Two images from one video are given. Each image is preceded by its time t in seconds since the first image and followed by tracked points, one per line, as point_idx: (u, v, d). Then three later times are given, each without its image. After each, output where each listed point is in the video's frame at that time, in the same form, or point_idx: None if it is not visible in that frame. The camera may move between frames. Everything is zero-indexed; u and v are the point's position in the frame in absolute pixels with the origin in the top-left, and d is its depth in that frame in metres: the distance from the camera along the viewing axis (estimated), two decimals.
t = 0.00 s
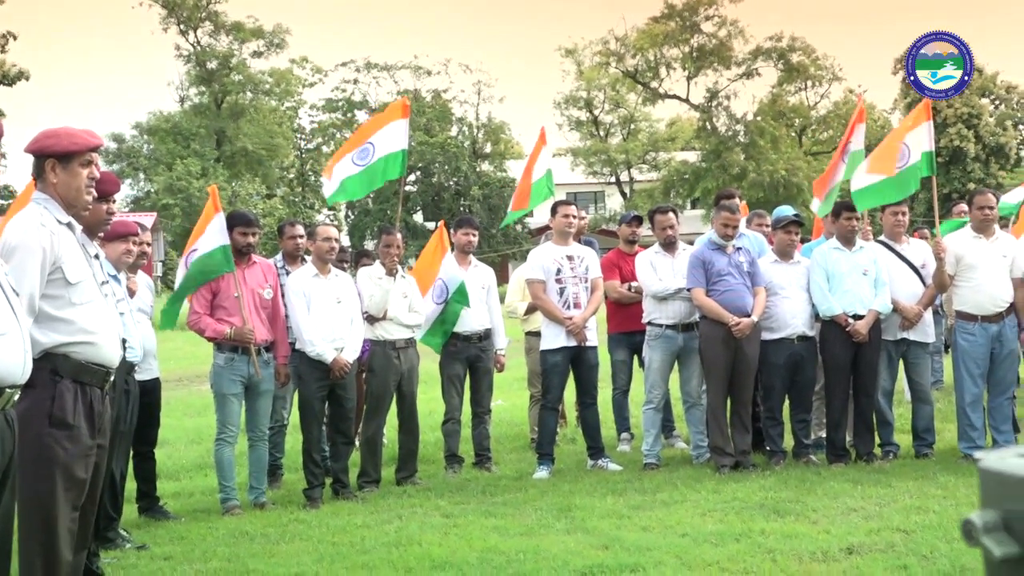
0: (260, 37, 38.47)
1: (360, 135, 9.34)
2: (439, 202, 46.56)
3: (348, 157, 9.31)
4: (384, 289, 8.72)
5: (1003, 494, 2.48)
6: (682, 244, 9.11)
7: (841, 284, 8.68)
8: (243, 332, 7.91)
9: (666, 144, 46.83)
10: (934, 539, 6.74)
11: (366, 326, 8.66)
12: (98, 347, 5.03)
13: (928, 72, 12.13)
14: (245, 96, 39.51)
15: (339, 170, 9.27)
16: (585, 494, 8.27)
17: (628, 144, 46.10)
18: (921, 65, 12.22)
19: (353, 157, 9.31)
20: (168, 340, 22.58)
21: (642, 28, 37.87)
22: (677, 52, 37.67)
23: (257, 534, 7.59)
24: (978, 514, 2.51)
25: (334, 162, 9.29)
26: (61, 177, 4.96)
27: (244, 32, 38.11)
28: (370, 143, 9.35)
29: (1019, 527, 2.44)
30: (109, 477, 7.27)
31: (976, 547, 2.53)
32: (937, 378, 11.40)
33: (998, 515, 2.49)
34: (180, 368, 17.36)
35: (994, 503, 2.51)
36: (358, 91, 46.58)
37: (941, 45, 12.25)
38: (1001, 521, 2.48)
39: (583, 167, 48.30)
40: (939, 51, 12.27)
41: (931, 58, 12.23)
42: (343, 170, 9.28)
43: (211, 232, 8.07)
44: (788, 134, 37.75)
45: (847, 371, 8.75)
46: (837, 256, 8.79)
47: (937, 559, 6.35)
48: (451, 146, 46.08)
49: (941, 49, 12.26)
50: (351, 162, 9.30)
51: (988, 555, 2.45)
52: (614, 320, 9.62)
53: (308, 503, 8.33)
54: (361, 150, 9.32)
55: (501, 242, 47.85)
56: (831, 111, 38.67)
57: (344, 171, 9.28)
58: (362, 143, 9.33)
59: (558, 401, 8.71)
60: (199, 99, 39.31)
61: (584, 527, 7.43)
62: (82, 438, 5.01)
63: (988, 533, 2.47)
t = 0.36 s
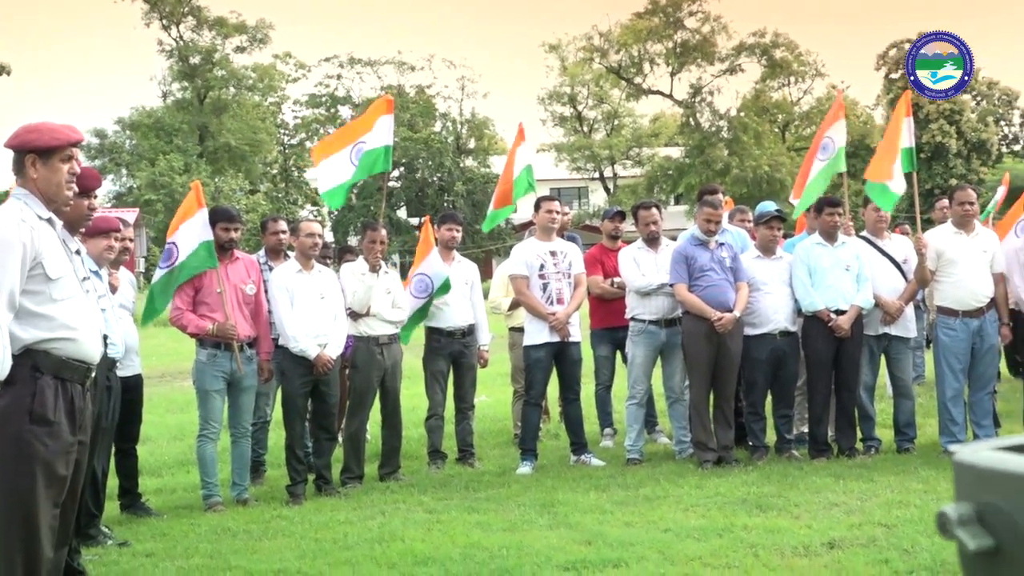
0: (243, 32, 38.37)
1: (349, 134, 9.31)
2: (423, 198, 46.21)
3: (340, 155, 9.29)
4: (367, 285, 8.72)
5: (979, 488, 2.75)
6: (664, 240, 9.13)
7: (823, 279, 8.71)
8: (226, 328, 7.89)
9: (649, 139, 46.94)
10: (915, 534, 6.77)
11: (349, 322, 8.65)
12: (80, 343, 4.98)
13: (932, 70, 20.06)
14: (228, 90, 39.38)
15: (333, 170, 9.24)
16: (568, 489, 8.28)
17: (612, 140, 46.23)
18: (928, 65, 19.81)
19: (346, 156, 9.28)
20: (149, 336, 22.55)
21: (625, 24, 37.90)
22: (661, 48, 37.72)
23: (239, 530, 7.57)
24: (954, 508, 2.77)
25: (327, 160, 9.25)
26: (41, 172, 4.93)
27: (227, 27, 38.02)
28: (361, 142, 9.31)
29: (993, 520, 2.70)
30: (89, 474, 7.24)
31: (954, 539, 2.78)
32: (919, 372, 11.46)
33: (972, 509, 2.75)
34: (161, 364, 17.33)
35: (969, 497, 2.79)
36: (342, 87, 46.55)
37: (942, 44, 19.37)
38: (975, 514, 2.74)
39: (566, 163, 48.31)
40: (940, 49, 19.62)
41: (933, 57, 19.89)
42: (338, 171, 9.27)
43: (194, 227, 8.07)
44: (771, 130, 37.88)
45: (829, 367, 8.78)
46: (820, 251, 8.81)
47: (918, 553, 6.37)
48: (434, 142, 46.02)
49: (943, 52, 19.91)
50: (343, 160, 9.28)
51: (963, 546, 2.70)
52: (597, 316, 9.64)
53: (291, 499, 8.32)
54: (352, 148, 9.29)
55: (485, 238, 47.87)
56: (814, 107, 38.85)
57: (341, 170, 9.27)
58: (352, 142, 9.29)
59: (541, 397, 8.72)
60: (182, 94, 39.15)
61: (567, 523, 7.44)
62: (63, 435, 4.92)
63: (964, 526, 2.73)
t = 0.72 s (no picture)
0: (228, 36, 38.29)
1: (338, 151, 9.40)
2: (410, 202, 46.06)
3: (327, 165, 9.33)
4: (353, 289, 8.71)
5: (960, 492, 2.90)
6: (649, 244, 9.15)
7: (807, 283, 8.74)
8: (211, 332, 7.87)
9: (634, 143, 47.04)
10: (899, 537, 6.80)
11: (334, 327, 8.64)
12: (64, 347, 4.93)
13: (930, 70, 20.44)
14: (212, 95, 39.01)
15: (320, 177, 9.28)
16: (554, 493, 8.28)
17: (597, 144, 46.32)
18: (925, 65, 20.59)
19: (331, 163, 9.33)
20: (133, 340, 22.47)
21: (611, 28, 37.98)
22: (646, 52, 37.81)
23: (224, 535, 7.55)
24: (935, 512, 2.91)
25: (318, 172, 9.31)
26: (25, 176, 4.90)
27: (211, 31, 37.92)
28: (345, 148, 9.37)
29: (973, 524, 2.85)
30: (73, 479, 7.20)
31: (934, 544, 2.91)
32: (903, 376, 11.52)
33: (953, 513, 2.90)
34: (146, 368, 17.30)
35: (950, 500, 2.93)
36: (328, 91, 46.52)
37: (941, 45, 19.96)
38: (956, 518, 2.89)
39: (552, 167, 48.35)
40: (940, 51, 20.13)
41: (934, 56, 20.28)
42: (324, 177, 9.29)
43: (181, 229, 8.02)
44: (756, 134, 38.02)
45: (813, 370, 8.81)
46: (804, 255, 8.85)
47: (902, 557, 6.39)
48: (420, 146, 45.99)
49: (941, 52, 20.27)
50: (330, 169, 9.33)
51: (944, 550, 2.87)
52: (582, 320, 9.65)
53: (276, 504, 8.30)
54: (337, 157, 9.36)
55: (471, 242, 47.88)
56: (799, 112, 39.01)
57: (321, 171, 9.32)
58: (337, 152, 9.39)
59: (526, 401, 8.72)
60: (167, 98, 39.02)
61: (553, 527, 7.44)
62: (47, 439, 4.85)
63: (944, 531, 2.87)
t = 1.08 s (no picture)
0: (224, 35, 38.27)
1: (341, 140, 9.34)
2: (405, 200, 46.27)
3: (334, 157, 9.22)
4: (350, 289, 8.70)
5: (956, 488, 2.96)
6: (646, 243, 9.15)
7: (805, 280, 8.75)
8: (209, 332, 7.86)
9: (631, 141, 47.01)
10: (897, 534, 6.80)
11: (332, 326, 8.64)
12: (60, 347, 4.92)
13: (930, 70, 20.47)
14: (208, 95, 39.10)
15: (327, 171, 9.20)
16: (552, 492, 8.28)
17: (594, 143, 46.32)
18: (926, 64, 20.52)
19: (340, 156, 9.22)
20: (129, 341, 22.46)
21: (607, 26, 37.97)
22: (642, 50, 37.79)
23: (223, 535, 7.54)
24: (930, 507, 2.97)
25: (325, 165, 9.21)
26: (21, 177, 4.88)
27: (207, 30, 37.88)
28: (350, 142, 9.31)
29: (968, 518, 2.91)
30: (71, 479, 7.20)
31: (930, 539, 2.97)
32: (901, 374, 11.53)
33: (949, 508, 2.96)
34: (143, 368, 17.28)
35: (946, 496, 2.99)
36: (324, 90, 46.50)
37: (942, 45, 20.00)
38: (952, 513, 2.95)
39: (548, 166, 48.34)
40: (941, 51, 20.19)
41: (934, 55, 20.30)
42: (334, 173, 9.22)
43: (178, 230, 8.02)
44: (752, 132, 38.01)
45: (811, 368, 8.81)
46: (801, 252, 8.85)
47: (901, 553, 6.39)
48: (416, 145, 45.93)
49: (941, 51, 20.27)
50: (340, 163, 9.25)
51: (941, 545, 2.93)
52: (579, 319, 9.65)
53: (274, 504, 8.30)
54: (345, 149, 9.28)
55: (468, 241, 47.88)
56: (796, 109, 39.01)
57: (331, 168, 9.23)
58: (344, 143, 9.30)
59: (524, 399, 8.72)
60: (163, 98, 38.98)
61: (551, 525, 7.44)
62: (44, 439, 4.83)
63: (939, 526, 2.93)
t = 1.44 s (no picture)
0: (224, 31, 38.27)
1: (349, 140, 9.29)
2: (405, 197, 46.30)
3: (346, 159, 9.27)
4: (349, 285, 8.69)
5: (954, 485, 2.99)
6: (646, 240, 9.14)
7: (804, 278, 8.74)
8: (207, 328, 7.86)
9: (631, 138, 47.00)
10: (895, 531, 6.79)
11: (331, 322, 8.64)
12: (59, 343, 4.91)
13: (931, 71, 20.51)
14: (208, 91, 39.07)
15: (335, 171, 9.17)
16: (550, 488, 8.28)
17: (593, 139, 46.33)
18: (927, 65, 20.51)
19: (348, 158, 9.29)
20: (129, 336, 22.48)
21: (607, 23, 37.95)
22: (642, 47, 37.77)
23: (221, 531, 7.54)
24: (928, 505, 2.99)
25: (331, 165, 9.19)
26: (20, 172, 4.87)
27: (207, 26, 37.87)
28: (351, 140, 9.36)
29: (966, 516, 2.94)
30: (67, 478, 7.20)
31: (926, 535, 2.99)
32: (901, 371, 11.52)
33: (946, 506, 2.98)
34: (143, 364, 17.32)
35: (943, 494, 3.02)
36: (324, 86, 46.51)
37: (944, 45, 20.03)
38: (948, 511, 2.97)
39: (548, 163, 48.33)
40: (941, 52, 20.25)
41: (934, 56, 20.33)
42: (344, 177, 9.24)
43: (177, 226, 8.05)
44: (752, 129, 38.03)
45: (810, 365, 8.80)
46: (801, 250, 8.84)
47: (899, 551, 6.38)
48: (416, 141, 45.93)
49: (943, 51, 20.31)
50: (351, 167, 9.26)
51: (938, 542, 2.93)
52: (578, 315, 9.64)
53: (273, 500, 8.29)
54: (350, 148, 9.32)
55: (468, 238, 47.88)
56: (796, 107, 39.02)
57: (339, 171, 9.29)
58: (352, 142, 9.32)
59: (523, 396, 8.72)
60: (163, 94, 38.99)
61: (549, 522, 7.44)
62: (43, 435, 4.83)
63: (936, 523, 2.95)
